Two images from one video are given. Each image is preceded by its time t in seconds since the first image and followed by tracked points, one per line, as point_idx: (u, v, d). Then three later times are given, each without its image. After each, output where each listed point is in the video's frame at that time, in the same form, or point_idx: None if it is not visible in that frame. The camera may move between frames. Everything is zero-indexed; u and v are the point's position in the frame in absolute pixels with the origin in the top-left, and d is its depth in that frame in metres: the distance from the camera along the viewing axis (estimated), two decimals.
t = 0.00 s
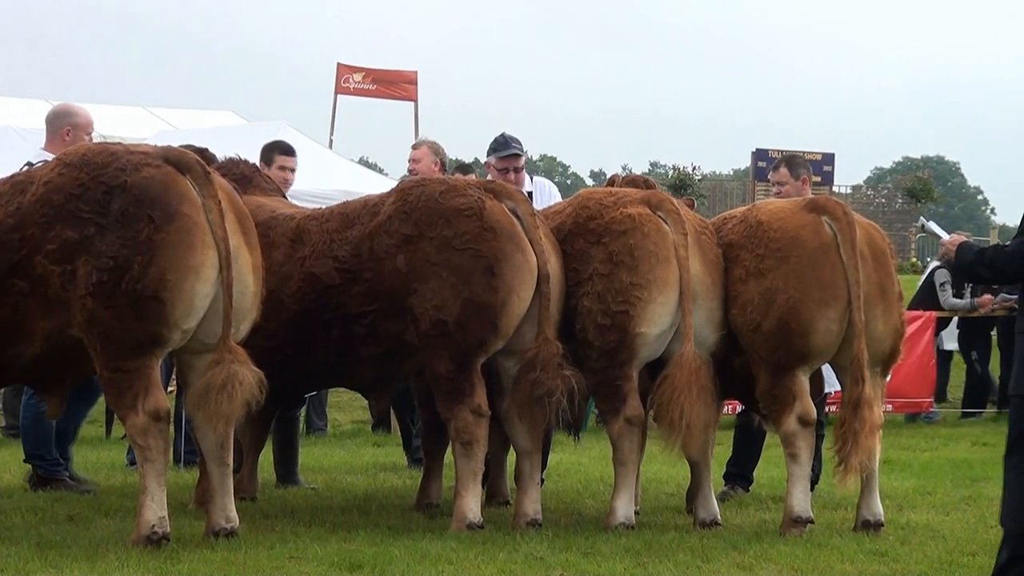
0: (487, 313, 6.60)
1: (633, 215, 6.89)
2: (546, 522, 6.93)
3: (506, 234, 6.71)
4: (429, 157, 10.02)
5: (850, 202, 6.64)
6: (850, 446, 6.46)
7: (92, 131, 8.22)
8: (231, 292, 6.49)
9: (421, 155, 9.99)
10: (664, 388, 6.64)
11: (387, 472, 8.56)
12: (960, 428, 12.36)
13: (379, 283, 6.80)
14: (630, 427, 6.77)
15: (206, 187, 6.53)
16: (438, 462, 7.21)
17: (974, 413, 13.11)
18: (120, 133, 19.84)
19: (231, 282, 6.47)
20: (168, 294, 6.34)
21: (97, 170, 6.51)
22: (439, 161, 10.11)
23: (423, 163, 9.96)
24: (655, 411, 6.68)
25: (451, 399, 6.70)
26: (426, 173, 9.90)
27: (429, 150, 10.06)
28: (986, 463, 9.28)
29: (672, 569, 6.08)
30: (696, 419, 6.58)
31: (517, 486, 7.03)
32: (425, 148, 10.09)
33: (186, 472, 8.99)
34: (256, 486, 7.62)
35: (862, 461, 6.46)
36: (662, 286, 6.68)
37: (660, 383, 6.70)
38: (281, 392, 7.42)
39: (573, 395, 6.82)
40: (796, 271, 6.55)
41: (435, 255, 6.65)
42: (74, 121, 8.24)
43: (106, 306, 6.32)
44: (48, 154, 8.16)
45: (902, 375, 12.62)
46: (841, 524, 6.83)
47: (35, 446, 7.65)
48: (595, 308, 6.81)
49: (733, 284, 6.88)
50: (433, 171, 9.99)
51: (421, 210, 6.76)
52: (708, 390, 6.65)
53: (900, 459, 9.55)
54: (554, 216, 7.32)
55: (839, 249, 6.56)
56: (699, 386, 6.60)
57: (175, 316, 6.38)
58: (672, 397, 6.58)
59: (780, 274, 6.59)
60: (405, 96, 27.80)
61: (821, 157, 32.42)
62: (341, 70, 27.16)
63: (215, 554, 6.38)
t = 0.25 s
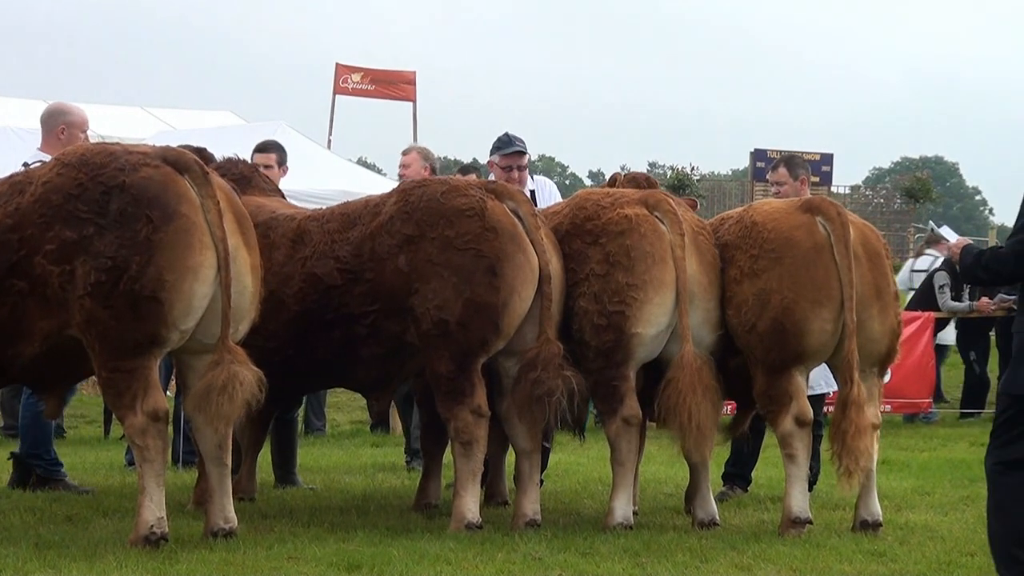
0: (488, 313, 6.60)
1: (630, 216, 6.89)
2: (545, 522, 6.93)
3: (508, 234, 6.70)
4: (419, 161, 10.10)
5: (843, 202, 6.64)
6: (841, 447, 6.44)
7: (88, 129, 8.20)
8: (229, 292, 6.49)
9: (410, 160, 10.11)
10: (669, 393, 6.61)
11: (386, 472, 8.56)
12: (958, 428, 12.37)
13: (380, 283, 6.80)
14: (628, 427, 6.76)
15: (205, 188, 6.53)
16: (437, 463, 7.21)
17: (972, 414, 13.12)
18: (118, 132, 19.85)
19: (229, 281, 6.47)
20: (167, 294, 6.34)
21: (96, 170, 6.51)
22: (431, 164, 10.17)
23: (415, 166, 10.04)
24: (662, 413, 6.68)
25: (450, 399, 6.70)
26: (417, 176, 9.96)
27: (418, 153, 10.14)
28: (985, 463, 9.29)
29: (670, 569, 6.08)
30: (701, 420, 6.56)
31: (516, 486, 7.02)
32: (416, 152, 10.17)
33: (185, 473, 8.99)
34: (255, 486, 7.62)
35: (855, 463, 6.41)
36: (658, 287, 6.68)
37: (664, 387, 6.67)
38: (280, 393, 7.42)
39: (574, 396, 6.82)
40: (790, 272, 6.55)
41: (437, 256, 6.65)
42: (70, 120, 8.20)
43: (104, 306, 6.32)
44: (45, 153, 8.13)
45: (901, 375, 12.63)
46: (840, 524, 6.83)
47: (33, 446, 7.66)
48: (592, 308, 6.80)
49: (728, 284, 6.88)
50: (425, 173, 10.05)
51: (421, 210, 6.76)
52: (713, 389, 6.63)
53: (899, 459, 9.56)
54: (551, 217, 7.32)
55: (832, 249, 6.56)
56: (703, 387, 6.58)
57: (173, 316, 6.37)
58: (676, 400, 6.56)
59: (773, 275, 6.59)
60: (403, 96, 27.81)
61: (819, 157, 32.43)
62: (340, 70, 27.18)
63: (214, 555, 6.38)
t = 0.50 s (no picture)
0: (488, 314, 6.60)
1: (630, 216, 6.89)
2: (546, 523, 6.93)
3: (508, 234, 6.70)
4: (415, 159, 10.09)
5: (845, 202, 6.64)
6: (836, 443, 6.45)
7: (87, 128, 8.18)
8: (230, 292, 6.49)
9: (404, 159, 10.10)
10: (662, 392, 6.62)
11: (386, 473, 8.57)
12: (959, 428, 12.37)
13: (381, 284, 6.81)
14: (627, 427, 6.77)
15: (205, 188, 6.53)
16: (437, 463, 7.21)
17: (973, 414, 13.13)
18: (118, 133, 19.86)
19: (230, 282, 6.47)
20: (168, 294, 6.35)
21: (96, 170, 6.51)
22: (426, 163, 10.16)
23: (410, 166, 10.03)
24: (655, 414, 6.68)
25: (451, 399, 6.71)
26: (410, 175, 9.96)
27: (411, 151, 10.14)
28: (984, 463, 9.30)
29: (671, 570, 6.08)
30: (695, 420, 6.57)
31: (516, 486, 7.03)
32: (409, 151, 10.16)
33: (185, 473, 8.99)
34: (256, 487, 7.63)
35: (848, 459, 6.43)
36: (658, 287, 6.69)
37: (658, 386, 6.68)
38: (280, 392, 7.42)
39: (574, 396, 6.84)
40: (793, 272, 6.55)
41: (437, 256, 6.66)
42: (69, 120, 8.17)
43: (105, 306, 6.32)
44: (44, 152, 8.10)
45: (902, 376, 12.65)
46: (841, 524, 6.83)
47: (32, 446, 7.66)
48: (592, 308, 6.81)
49: (728, 284, 6.88)
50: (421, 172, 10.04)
51: (422, 211, 6.77)
52: (707, 390, 6.66)
53: (899, 459, 9.56)
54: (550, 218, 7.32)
55: (835, 249, 6.56)
56: (698, 386, 6.61)
57: (174, 317, 6.38)
58: (670, 400, 6.57)
59: (776, 275, 6.59)
60: (404, 96, 27.81)
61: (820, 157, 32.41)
62: (340, 70, 27.17)
63: (214, 555, 6.38)
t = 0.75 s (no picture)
0: (490, 314, 6.61)
1: (633, 216, 6.89)
2: (549, 523, 6.93)
3: (510, 235, 6.71)
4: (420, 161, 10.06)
5: (848, 201, 6.63)
6: (847, 445, 6.42)
7: (90, 127, 8.17)
8: (234, 292, 6.51)
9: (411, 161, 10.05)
10: (658, 387, 6.65)
11: (390, 473, 8.57)
12: (963, 429, 12.36)
13: (383, 284, 6.82)
14: (631, 427, 6.76)
15: (210, 188, 6.54)
16: (440, 463, 7.21)
17: (976, 414, 13.12)
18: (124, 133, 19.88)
19: (234, 281, 6.49)
20: (172, 294, 6.36)
21: (100, 170, 6.51)
22: (431, 166, 10.14)
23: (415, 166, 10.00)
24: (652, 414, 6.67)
25: (453, 399, 6.72)
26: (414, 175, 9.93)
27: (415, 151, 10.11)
28: (989, 463, 9.29)
29: (674, 569, 6.08)
30: (691, 419, 6.56)
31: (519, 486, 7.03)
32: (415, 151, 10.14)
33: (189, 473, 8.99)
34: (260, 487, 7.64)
35: (862, 461, 6.40)
36: (661, 287, 6.69)
37: (654, 383, 6.71)
38: (283, 391, 7.43)
39: (576, 396, 6.86)
40: (796, 272, 6.54)
41: (439, 256, 6.67)
42: (72, 119, 8.16)
43: (110, 306, 6.34)
44: (47, 151, 8.09)
45: (906, 375, 12.66)
46: (844, 524, 6.83)
47: (35, 446, 7.66)
48: (594, 308, 6.82)
49: (731, 284, 6.88)
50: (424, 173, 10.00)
51: (424, 211, 6.77)
52: (704, 392, 6.61)
53: (903, 459, 9.56)
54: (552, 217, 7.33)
55: (838, 249, 6.55)
56: (694, 387, 6.58)
57: (179, 316, 6.39)
58: (662, 400, 6.59)
59: (779, 274, 6.59)
60: (407, 96, 27.81)
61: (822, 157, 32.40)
62: (343, 70, 27.18)
63: (218, 555, 6.38)
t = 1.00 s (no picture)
0: (497, 315, 6.61)
1: (640, 218, 6.89)
2: (557, 524, 6.94)
3: (517, 236, 6.71)
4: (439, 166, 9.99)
5: (855, 203, 6.63)
6: (857, 448, 6.45)
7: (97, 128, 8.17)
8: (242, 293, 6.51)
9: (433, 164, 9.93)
10: (667, 389, 6.63)
11: (398, 474, 8.57)
12: (972, 430, 12.35)
13: (390, 285, 6.83)
14: (638, 428, 6.77)
15: (218, 189, 6.55)
16: (448, 464, 7.21)
17: (984, 415, 13.12)
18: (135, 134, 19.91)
19: (243, 282, 6.48)
20: (181, 295, 6.36)
21: (109, 171, 6.52)
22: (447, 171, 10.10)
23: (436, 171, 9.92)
24: (660, 415, 6.67)
25: (461, 400, 6.73)
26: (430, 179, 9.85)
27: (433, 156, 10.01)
28: (998, 465, 9.29)
29: (683, 571, 6.08)
30: (700, 420, 6.56)
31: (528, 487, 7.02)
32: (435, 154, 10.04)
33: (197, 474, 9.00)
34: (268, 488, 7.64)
35: (871, 463, 6.44)
36: (668, 288, 6.69)
37: (663, 384, 6.69)
38: (290, 392, 7.43)
39: (582, 397, 6.86)
40: (803, 273, 6.54)
41: (446, 257, 6.67)
42: (80, 119, 8.15)
43: (119, 307, 6.34)
44: (55, 152, 8.08)
45: (915, 377, 12.64)
46: (852, 525, 6.84)
47: (43, 447, 7.66)
48: (601, 309, 6.83)
49: (737, 285, 6.88)
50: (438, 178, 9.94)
51: (431, 212, 6.78)
52: (711, 392, 6.61)
53: (911, 461, 9.56)
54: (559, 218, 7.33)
55: (845, 250, 6.55)
56: (702, 389, 6.56)
57: (188, 317, 6.39)
58: (671, 400, 6.58)
59: (785, 276, 6.58)
60: (411, 97, 27.81)
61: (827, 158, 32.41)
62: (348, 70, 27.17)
63: (227, 556, 6.38)
